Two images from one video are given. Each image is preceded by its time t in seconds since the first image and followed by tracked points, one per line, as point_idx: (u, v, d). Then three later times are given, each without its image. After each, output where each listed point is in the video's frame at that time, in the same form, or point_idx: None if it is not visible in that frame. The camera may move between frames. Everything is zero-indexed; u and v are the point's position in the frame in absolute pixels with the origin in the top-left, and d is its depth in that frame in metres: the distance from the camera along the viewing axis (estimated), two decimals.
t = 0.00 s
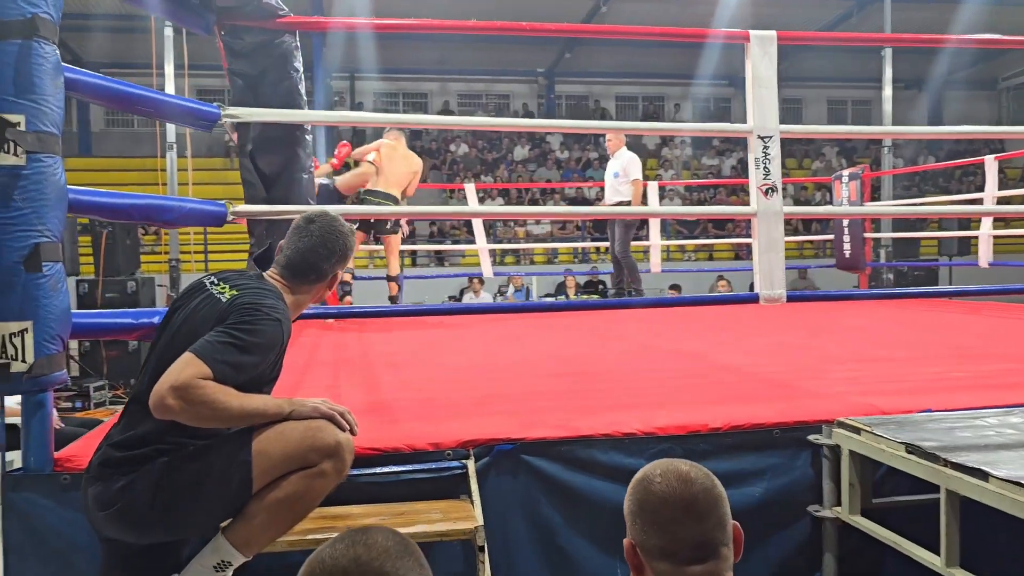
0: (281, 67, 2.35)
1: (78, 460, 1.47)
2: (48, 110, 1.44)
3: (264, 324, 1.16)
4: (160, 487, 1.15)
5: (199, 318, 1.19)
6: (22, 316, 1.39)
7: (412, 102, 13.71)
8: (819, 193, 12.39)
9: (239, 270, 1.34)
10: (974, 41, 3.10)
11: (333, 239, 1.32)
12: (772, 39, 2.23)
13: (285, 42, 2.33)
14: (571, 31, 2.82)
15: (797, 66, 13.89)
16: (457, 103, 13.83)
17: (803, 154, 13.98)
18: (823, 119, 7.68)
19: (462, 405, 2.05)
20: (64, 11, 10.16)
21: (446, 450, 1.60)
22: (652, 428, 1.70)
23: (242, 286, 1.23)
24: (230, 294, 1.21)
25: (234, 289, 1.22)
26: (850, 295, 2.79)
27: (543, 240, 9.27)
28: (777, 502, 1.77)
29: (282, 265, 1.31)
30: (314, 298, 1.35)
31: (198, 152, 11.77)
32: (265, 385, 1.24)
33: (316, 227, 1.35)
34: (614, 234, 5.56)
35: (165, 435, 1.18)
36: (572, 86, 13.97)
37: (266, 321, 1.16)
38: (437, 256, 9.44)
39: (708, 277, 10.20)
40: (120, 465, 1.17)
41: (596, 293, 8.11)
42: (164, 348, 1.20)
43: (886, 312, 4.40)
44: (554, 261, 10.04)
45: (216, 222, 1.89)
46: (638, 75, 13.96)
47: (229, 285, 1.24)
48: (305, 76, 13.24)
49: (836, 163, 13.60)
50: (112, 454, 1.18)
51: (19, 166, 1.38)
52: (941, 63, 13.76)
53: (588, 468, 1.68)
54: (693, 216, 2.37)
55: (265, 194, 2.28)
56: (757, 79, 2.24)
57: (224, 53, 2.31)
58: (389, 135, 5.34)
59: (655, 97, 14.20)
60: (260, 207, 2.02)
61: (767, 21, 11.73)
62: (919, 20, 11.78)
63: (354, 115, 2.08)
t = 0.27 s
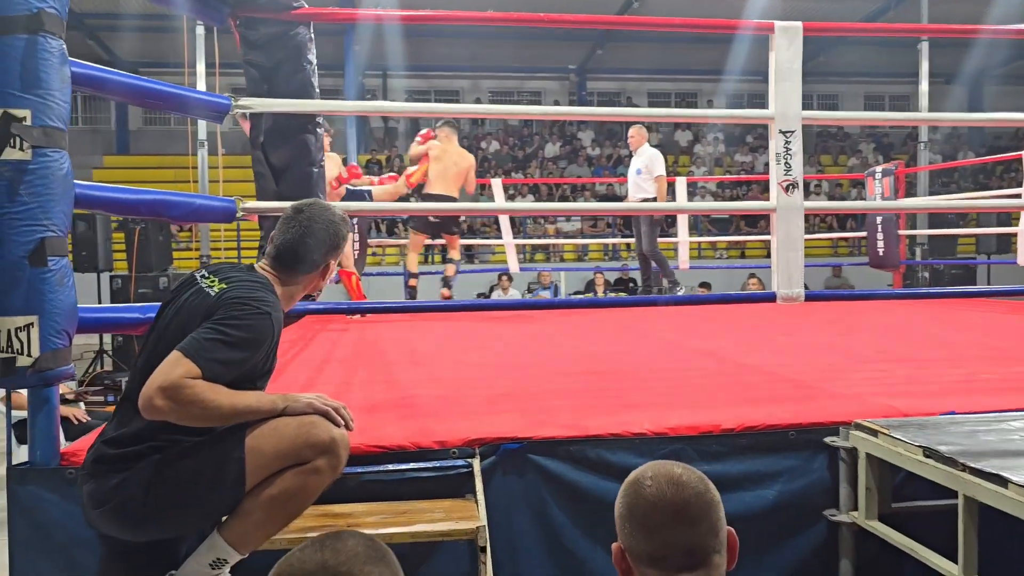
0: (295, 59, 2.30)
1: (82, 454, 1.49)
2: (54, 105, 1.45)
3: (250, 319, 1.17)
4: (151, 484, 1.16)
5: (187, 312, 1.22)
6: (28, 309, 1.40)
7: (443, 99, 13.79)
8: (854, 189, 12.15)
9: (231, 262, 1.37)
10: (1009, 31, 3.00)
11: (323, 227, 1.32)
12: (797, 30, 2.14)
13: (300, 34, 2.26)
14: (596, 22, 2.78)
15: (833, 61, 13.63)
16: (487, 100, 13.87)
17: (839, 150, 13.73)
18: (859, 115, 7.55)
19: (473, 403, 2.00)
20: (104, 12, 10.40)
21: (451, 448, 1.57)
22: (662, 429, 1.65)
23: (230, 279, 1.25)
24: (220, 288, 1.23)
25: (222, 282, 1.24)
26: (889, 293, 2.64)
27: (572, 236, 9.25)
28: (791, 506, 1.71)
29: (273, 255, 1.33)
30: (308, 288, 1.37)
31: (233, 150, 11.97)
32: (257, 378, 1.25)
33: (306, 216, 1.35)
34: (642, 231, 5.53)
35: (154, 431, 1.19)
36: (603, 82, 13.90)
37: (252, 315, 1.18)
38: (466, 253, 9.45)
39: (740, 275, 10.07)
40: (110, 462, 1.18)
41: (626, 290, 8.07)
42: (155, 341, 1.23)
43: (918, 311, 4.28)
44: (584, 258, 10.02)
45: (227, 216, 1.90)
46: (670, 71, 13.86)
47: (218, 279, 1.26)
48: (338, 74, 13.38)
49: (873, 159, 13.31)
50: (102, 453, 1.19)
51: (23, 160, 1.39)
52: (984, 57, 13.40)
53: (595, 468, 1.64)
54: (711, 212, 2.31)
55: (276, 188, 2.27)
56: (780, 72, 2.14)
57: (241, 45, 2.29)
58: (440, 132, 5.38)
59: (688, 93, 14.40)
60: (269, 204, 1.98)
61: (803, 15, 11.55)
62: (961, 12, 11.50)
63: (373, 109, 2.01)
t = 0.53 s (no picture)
0: (267, 62, 2.39)
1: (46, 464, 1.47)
2: (16, 109, 1.43)
3: (195, 329, 1.28)
4: (99, 493, 1.28)
5: (136, 322, 1.32)
6: None
7: (448, 100, 13.76)
8: (862, 190, 12.05)
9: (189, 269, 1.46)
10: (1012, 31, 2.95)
11: (276, 236, 1.41)
12: (784, 30, 2.11)
13: (271, 38, 2.37)
14: (588, 25, 2.72)
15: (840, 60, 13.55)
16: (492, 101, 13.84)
17: (847, 151, 13.64)
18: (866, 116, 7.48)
19: (453, 409, 1.96)
20: (106, 13, 10.39)
21: (422, 459, 1.54)
22: (639, 439, 1.61)
23: (180, 289, 1.35)
24: (168, 297, 1.33)
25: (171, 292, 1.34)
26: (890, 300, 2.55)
27: (576, 238, 9.19)
28: (773, 519, 1.67)
29: (226, 262, 1.41)
30: (265, 294, 1.45)
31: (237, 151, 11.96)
32: (208, 390, 1.36)
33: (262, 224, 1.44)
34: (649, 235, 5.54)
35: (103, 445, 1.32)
36: (609, 83, 13.85)
37: (197, 324, 1.28)
38: (470, 254, 9.39)
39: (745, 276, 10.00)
40: (60, 474, 1.31)
41: (630, 292, 8.02)
42: (107, 345, 1.34)
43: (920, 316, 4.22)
44: (589, 259, 9.95)
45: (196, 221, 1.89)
46: (675, 72, 13.79)
47: (169, 288, 1.36)
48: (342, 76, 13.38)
49: (882, 160, 13.20)
50: (55, 464, 1.31)
51: None
52: (993, 56, 13.28)
53: (570, 479, 1.60)
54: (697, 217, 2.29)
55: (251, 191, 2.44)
56: (765, 72, 2.12)
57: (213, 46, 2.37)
58: (479, 139, 5.44)
59: (694, 94, 14.29)
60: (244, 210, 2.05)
61: (809, 15, 11.45)
62: (969, 11, 11.38)
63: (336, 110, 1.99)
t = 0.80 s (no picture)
0: (249, 68, 2.39)
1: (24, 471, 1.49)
2: None
3: (176, 340, 1.28)
4: (72, 499, 1.30)
5: (120, 329, 1.33)
6: None
7: (450, 104, 13.77)
8: (863, 193, 12.01)
9: (179, 283, 1.48)
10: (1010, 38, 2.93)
11: (267, 256, 1.42)
12: (765, 36, 2.16)
13: (254, 44, 2.36)
14: (580, 29, 2.59)
15: (841, 63, 13.53)
16: (494, 105, 13.86)
17: (850, 154, 13.59)
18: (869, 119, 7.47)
19: (437, 415, 1.95)
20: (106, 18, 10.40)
21: (400, 467, 1.53)
22: (619, 447, 1.60)
23: (167, 301, 1.36)
24: (154, 307, 1.34)
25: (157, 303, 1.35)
26: (881, 306, 2.54)
27: (578, 242, 9.19)
28: (754, 527, 1.66)
29: (217, 279, 1.43)
30: (252, 314, 1.46)
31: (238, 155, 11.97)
32: (186, 402, 1.38)
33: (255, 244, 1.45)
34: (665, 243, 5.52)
35: (75, 452, 1.33)
36: (610, 86, 13.84)
37: (178, 336, 1.29)
38: (470, 258, 9.37)
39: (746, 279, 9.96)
40: (32, 481, 1.32)
41: (630, 296, 7.99)
42: (90, 350, 1.35)
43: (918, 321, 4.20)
44: (590, 263, 9.93)
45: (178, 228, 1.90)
46: (678, 75, 13.78)
47: (156, 299, 1.37)
48: (344, 80, 13.41)
49: (885, 163, 13.15)
50: (27, 471, 1.32)
51: None
52: (996, 59, 13.25)
53: (550, 487, 1.60)
54: (681, 222, 2.32)
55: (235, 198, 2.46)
56: (746, 77, 2.17)
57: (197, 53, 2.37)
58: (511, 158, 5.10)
59: (696, 97, 14.36)
60: (227, 218, 2.02)
61: (811, 18, 11.43)
62: (972, 15, 11.34)
63: (320, 117, 2.04)
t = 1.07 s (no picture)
0: (243, 77, 2.42)
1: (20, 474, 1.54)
2: None
3: (172, 344, 1.31)
4: (71, 501, 1.34)
5: (116, 334, 1.36)
6: None
7: (450, 109, 13.83)
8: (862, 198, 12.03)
9: (170, 287, 1.50)
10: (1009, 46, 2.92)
11: (256, 258, 1.45)
12: (753, 43, 2.20)
13: (247, 53, 2.39)
14: (569, 38, 2.57)
15: (839, 68, 13.56)
16: (494, 109, 13.90)
17: (849, 158, 13.63)
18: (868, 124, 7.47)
19: (426, 419, 1.98)
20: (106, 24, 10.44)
21: (388, 470, 1.56)
22: (604, 450, 1.63)
23: (160, 305, 1.39)
24: (148, 312, 1.37)
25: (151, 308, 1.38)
26: (872, 311, 2.55)
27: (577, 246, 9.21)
28: (737, 529, 1.69)
29: (208, 281, 1.46)
30: (243, 315, 1.49)
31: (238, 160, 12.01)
32: (181, 404, 1.40)
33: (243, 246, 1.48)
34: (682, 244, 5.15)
35: (72, 455, 1.36)
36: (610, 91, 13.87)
37: (173, 340, 1.32)
38: (469, 262, 9.38)
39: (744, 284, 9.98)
40: (30, 484, 1.35)
41: (629, 300, 8.00)
42: (87, 356, 1.38)
43: (913, 326, 4.22)
44: (589, 267, 9.95)
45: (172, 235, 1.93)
46: (677, 79, 13.81)
47: (149, 304, 1.40)
48: (345, 85, 13.46)
49: (884, 167, 13.17)
50: (26, 474, 1.35)
51: None
52: (996, 63, 13.26)
53: (535, 490, 1.62)
54: (670, 227, 2.36)
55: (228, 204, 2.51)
56: (734, 85, 2.20)
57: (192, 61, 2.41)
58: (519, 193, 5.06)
59: (696, 101, 14.41)
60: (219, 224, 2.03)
61: (809, 23, 11.45)
62: (970, 19, 11.34)
63: (315, 125, 2.08)
